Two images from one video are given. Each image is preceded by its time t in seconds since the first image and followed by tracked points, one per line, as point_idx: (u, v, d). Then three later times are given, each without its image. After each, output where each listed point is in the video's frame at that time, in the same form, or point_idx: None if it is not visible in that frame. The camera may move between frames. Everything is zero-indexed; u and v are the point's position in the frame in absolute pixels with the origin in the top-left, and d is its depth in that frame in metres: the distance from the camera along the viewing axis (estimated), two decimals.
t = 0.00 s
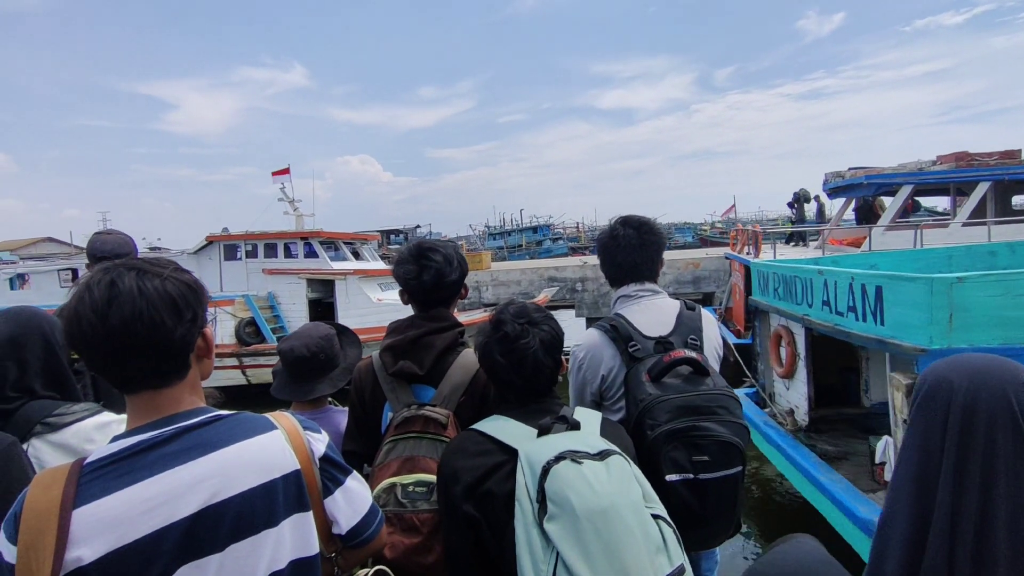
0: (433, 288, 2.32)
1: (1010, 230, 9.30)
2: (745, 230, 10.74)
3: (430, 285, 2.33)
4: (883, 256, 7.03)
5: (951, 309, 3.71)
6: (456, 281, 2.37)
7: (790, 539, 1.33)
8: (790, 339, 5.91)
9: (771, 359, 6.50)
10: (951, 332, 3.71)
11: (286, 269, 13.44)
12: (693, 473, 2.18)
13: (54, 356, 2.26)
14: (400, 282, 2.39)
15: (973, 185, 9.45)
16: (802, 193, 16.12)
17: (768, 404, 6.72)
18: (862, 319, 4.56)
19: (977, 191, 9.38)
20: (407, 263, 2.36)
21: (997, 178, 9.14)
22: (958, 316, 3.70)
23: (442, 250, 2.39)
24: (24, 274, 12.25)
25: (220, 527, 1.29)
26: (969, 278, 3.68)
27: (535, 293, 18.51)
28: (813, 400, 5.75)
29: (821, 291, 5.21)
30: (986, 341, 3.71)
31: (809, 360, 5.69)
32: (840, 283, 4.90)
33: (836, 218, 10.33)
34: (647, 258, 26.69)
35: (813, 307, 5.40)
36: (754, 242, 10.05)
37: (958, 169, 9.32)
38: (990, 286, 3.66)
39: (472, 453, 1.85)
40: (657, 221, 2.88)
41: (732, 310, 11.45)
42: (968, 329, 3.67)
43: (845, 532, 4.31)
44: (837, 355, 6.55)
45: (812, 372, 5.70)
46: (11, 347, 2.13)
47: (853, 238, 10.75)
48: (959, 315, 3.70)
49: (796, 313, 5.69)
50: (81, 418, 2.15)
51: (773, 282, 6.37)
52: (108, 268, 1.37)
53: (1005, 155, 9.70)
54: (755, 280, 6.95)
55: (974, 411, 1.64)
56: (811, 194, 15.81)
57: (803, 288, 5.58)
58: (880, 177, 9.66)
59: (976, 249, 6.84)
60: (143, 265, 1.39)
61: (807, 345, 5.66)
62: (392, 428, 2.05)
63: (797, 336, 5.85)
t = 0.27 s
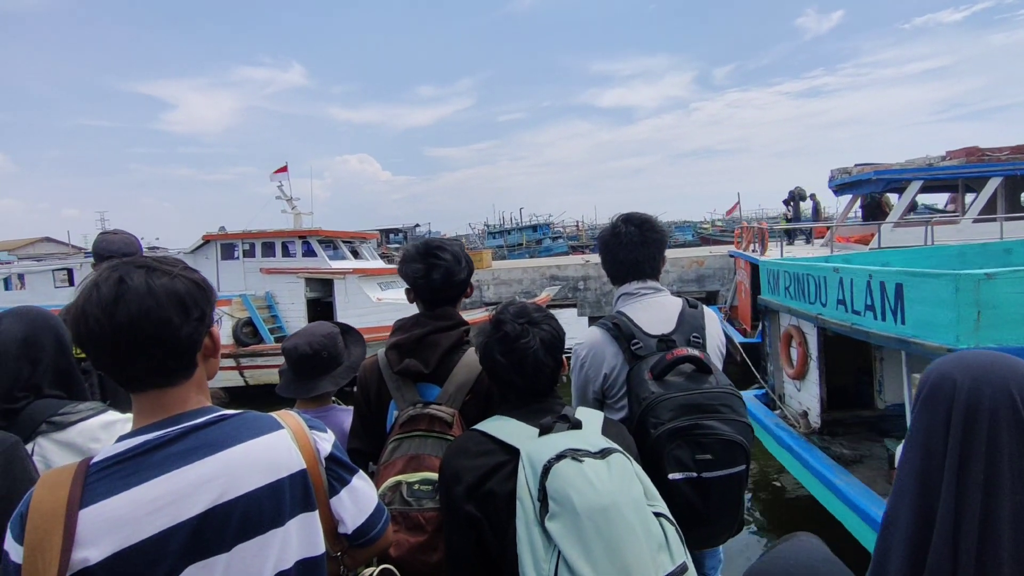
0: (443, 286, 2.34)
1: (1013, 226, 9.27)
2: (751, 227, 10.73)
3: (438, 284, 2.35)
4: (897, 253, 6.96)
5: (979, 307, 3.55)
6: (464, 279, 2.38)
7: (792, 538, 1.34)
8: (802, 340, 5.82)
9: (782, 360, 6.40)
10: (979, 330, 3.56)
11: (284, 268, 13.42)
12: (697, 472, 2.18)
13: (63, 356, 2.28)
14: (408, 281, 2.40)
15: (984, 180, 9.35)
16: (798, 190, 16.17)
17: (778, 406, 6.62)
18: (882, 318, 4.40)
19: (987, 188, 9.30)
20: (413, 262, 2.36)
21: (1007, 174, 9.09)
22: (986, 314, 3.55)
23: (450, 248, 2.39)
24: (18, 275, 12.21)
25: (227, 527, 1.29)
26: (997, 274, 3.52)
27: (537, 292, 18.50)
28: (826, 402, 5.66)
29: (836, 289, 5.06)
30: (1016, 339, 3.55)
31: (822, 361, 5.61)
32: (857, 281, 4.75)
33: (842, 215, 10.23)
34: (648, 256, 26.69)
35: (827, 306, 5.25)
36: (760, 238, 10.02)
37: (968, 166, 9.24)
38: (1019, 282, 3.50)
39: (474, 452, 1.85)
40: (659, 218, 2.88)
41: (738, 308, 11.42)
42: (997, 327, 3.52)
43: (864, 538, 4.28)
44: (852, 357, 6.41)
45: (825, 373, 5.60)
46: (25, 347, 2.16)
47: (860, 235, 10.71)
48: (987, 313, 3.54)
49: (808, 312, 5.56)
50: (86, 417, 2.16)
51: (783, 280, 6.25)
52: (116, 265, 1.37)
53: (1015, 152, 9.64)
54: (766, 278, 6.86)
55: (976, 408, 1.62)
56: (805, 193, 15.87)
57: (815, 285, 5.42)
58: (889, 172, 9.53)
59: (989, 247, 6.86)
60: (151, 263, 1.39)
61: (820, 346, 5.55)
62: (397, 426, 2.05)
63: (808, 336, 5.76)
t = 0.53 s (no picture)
0: (449, 283, 2.36)
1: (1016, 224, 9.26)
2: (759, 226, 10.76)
3: (444, 282, 2.36)
4: (906, 252, 6.98)
5: (1004, 307, 3.44)
6: (468, 277, 2.41)
7: (794, 535, 1.34)
8: (811, 341, 5.62)
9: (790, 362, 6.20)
10: (1003, 332, 3.44)
11: (282, 267, 13.41)
12: (698, 469, 2.19)
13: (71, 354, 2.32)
14: (411, 278, 2.42)
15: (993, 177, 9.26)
16: (794, 188, 16.21)
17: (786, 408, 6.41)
18: (897, 318, 4.33)
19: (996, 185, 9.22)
20: (418, 259, 2.38)
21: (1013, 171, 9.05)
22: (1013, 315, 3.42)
23: (455, 246, 2.41)
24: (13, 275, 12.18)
25: (232, 524, 1.30)
26: None
27: (538, 292, 18.47)
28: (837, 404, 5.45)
29: (848, 289, 4.93)
30: None
31: (832, 362, 5.38)
32: (872, 280, 4.62)
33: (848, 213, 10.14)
34: (649, 255, 26.70)
35: (837, 307, 5.12)
36: (768, 238, 10.02)
37: (976, 163, 9.17)
38: None
39: (475, 449, 1.86)
40: (659, 215, 2.90)
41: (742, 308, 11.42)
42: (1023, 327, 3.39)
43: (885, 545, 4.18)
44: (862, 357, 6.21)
45: (834, 374, 5.40)
46: (38, 345, 2.20)
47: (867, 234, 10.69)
48: (1013, 314, 3.42)
49: (818, 312, 5.41)
50: (93, 413, 2.18)
51: (790, 280, 6.13)
52: (126, 261, 1.39)
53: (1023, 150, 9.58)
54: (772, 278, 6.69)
55: (979, 404, 1.61)
56: (801, 190, 15.85)
57: (825, 283, 5.31)
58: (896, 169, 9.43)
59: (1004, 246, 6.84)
60: (160, 259, 1.41)
61: (830, 347, 5.34)
62: (401, 423, 2.06)
63: (818, 337, 5.56)
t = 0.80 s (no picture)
0: (455, 281, 2.36)
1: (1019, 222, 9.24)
2: (765, 225, 10.77)
3: (451, 280, 2.37)
4: (923, 251, 6.96)
5: None
6: (473, 275, 2.43)
7: (799, 533, 1.35)
8: (823, 342, 5.51)
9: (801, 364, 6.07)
10: None
11: (281, 267, 13.42)
12: (701, 467, 2.19)
13: (76, 353, 2.41)
14: (414, 276, 2.42)
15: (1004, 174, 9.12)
16: (789, 186, 16.26)
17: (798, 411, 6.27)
18: (921, 320, 4.10)
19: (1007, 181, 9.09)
20: (422, 257, 2.39)
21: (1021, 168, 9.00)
22: None
23: (460, 244, 2.42)
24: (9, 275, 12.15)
25: (240, 523, 1.31)
26: None
27: (539, 291, 18.46)
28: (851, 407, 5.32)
29: (865, 290, 4.75)
30: None
31: (846, 364, 5.26)
32: (892, 281, 4.42)
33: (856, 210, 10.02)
34: (649, 254, 26.68)
35: (852, 308, 4.94)
36: (775, 236, 9.99)
37: (987, 159, 9.08)
38: None
39: (479, 447, 1.86)
40: (661, 212, 2.91)
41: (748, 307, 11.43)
42: None
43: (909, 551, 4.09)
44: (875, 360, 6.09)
45: (848, 377, 5.27)
46: (45, 341, 2.28)
47: (875, 232, 10.68)
48: None
49: (832, 314, 5.23)
50: (101, 410, 2.27)
51: (801, 280, 5.95)
52: (137, 257, 1.40)
53: None
54: (782, 279, 6.53)
55: (985, 402, 1.50)
56: (796, 188, 15.81)
57: (839, 286, 5.12)
58: (907, 165, 9.32)
59: None
60: (171, 257, 1.43)
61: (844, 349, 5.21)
62: (405, 422, 2.06)
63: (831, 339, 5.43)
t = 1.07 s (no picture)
0: (463, 279, 2.38)
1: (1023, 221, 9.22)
2: (771, 223, 10.75)
3: (459, 278, 2.39)
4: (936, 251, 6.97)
5: None
6: (478, 274, 2.46)
7: (806, 530, 1.35)
8: (837, 344, 5.37)
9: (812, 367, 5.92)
10: None
11: (281, 267, 13.41)
12: (705, 466, 2.20)
13: (82, 348, 2.49)
14: (419, 274, 2.43)
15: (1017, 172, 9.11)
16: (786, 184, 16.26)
17: (810, 414, 6.13)
18: (944, 324, 4.04)
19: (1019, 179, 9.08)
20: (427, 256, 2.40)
21: None
22: None
23: (465, 243, 2.44)
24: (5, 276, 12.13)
25: (250, 520, 1.36)
26: None
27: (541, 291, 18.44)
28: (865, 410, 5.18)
29: (887, 292, 4.67)
30: None
31: (860, 365, 5.13)
32: (914, 283, 4.34)
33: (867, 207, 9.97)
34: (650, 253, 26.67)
35: (872, 310, 4.86)
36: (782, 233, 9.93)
37: (1001, 156, 9.05)
38: None
39: (483, 443, 1.87)
40: (665, 209, 2.91)
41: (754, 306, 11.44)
42: None
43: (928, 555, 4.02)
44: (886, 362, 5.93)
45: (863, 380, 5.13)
46: (52, 338, 2.36)
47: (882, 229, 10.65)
48: None
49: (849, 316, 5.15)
50: (107, 408, 2.34)
51: (817, 282, 5.87)
52: (155, 254, 1.45)
53: None
54: (794, 280, 6.46)
55: (995, 400, 1.45)
56: (793, 187, 15.83)
57: (857, 287, 5.05)
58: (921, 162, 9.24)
59: None
60: (188, 255, 1.48)
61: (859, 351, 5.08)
62: (411, 420, 2.07)
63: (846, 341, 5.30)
